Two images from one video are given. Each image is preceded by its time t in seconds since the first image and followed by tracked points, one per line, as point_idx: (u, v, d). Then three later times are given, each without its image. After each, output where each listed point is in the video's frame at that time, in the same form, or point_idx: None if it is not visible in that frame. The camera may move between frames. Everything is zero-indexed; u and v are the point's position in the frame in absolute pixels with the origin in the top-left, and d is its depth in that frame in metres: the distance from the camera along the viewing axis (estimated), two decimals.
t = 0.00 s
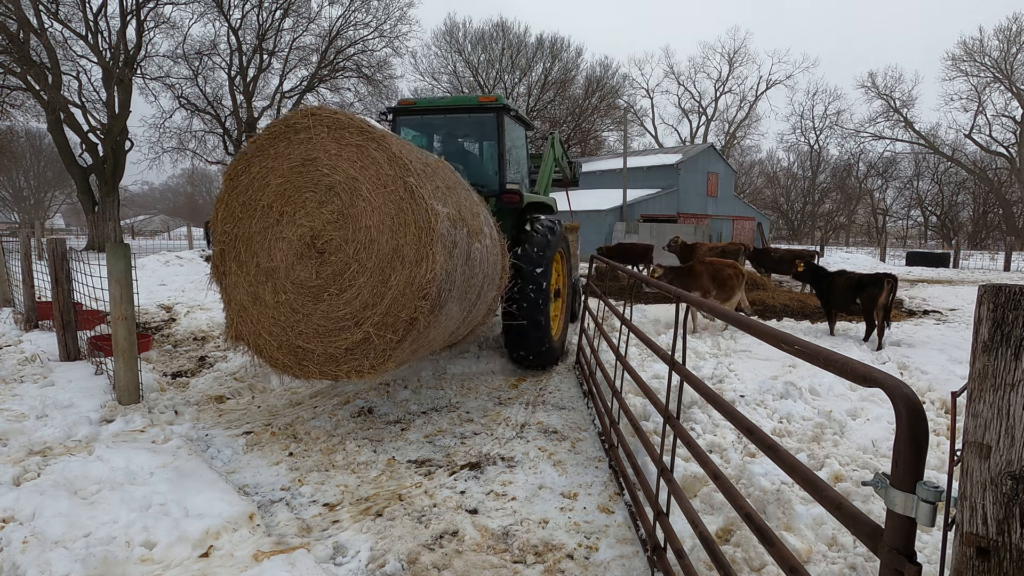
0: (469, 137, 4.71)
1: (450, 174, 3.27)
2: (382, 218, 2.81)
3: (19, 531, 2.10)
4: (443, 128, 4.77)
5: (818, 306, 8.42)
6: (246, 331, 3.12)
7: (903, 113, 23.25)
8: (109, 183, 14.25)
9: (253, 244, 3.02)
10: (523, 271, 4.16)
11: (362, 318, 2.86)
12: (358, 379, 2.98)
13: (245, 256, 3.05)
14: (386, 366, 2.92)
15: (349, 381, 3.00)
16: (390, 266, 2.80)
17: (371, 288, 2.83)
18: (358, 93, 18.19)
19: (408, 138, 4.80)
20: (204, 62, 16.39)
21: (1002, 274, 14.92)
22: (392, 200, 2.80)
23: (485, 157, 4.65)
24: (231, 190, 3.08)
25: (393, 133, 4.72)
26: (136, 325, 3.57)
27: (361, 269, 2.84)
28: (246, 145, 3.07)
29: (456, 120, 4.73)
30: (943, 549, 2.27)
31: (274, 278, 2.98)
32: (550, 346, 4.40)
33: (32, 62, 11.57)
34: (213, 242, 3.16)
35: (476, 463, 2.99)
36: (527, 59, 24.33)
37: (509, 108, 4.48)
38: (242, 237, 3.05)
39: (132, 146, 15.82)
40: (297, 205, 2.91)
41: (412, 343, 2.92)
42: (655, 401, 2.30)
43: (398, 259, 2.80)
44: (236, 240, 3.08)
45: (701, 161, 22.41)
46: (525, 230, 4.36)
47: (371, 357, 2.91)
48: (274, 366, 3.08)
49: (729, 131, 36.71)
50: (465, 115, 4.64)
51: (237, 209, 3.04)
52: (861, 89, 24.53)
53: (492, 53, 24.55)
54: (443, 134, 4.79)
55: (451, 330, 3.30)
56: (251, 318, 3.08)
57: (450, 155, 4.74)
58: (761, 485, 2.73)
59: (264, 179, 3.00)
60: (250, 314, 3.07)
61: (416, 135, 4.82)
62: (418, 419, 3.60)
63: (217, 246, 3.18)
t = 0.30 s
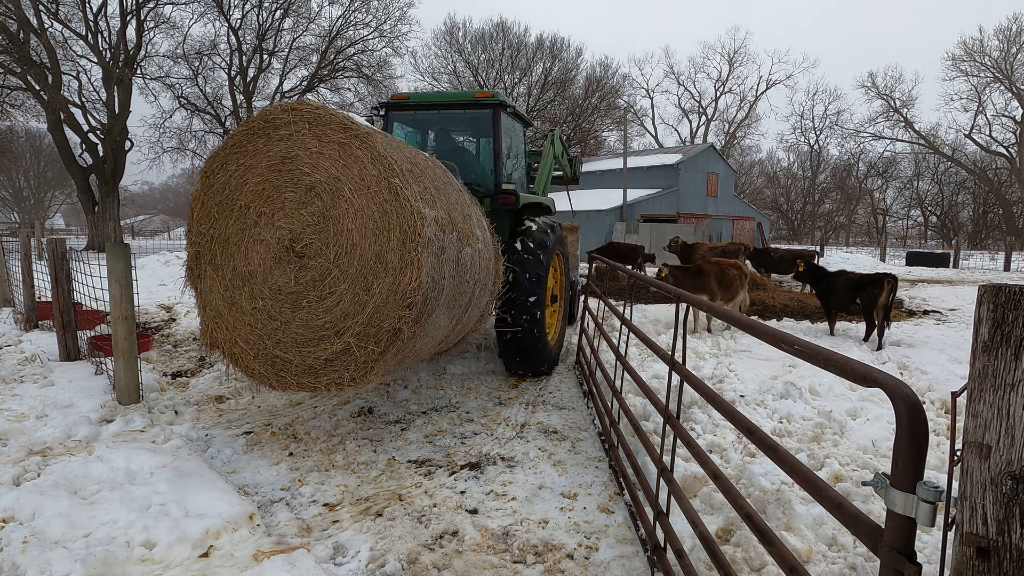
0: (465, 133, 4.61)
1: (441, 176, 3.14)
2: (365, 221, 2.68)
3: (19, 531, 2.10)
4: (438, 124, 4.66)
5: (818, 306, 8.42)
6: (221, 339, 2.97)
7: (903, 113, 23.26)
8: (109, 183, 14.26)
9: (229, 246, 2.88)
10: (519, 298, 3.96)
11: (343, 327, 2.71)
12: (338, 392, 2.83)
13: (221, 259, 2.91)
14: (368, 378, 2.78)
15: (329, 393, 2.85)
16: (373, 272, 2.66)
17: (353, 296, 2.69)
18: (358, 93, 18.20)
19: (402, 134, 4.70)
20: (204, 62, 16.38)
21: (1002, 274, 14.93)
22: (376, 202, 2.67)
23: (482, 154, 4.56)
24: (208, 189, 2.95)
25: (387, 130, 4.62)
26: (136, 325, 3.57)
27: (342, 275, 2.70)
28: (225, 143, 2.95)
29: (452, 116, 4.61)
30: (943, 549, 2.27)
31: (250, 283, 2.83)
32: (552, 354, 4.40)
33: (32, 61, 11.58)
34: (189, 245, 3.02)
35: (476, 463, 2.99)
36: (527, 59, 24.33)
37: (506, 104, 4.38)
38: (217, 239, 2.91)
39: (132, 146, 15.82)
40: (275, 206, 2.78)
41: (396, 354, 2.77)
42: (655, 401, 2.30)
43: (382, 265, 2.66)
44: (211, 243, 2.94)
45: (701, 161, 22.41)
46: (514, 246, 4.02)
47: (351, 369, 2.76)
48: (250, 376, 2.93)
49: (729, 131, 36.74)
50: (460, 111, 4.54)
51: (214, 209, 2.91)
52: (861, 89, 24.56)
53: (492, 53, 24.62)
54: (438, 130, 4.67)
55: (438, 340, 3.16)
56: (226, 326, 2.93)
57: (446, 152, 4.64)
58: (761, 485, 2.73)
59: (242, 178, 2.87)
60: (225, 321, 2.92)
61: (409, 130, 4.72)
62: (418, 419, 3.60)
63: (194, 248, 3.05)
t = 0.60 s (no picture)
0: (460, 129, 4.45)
1: (431, 175, 2.93)
2: (348, 221, 2.44)
3: (19, 531, 2.10)
4: (433, 119, 4.50)
5: (818, 306, 8.42)
6: (193, 345, 2.72)
7: (903, 113, 23.28)
8: (109, 183, 14.25)
9: (204, 245, 2.63)
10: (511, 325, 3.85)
11: (324, 335, 2.48)
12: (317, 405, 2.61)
13: (194, 259, 2.66)
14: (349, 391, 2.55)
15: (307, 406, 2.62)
16: (357, 275, 2.43)
17: (334, 302, 2.46)
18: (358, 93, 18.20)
19: (395, 129, 4.53)
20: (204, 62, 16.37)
21: (1002, 274, 14.93)
22: (360, 201, 2.44)
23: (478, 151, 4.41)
24: (179, 183, 2.69)
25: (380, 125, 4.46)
26: (136, 325, 3.57)
27: (323, 279, 2.46)
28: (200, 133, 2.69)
29: (447, 111, 4.45)
30: (943, 549, 2.27)
31: (225, 286, 2.59)
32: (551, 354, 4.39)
33: (32, 61, 11.59)
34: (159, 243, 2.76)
35: (476, 463, 2.99)
36: (527, 59, 24.34)
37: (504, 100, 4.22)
38: (190, 237, 2.66)
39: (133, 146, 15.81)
40: (252, 203, 2.54)
41: (380, 365, 2.55)
42: (655, 401, 2.30)
43: (366, 269, 2.43)
44: (182, 241, 2.69)
45: (701, 161, 22.41)
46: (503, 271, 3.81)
47: (332, 381, 2.53)
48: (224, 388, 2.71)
49: (729, 131, 36.76)
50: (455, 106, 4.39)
51: (186, 205, 2.66)
52: (861, 89, 24.57)
53: (492, 53, 24.64)
54: (432, 126, 4.51)
55: (426, 348, 2.94)
56: (198, 332, 2.68)
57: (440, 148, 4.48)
58: (761, 485, 2.73)
59: (218, 173, 2.62)
60: (197, 327, 2.67)
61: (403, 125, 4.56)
62: (418, 419, 3.60)
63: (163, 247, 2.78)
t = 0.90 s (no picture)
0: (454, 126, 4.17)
1: (421, 174, 2.69)
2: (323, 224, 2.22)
3: (19, 531, 2.10)
4: (426, 116, 4.23)
5: (818, 306, 8.42)
6: (164, 351, 2.55)
7: (903, 113, 23.30)
8: (109, 184, 14.26)
9: (176, 246, 2.45)
10: (507, 360, 3.69)
11: (295, 345, 2.28)
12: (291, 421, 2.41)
13: (165, 261, 2.48)
14: (323, 406, 2.35)
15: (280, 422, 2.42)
16: (331, 283, 2.21)
17: (308, 311, 2.25)
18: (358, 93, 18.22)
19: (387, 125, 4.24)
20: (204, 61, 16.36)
21: (1002, 274, 14.93)
22: (337, 202, 2.22)
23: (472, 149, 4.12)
24: (154, 178, 2.52)
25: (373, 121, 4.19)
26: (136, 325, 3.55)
27: (296, 286, 2.26)
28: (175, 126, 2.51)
29: (441, 108, 4.19)
30: (943, 549, 2.27)
31: (196, 289, 2.41)
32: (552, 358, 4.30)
33: (32, 62, 11.61)
34: (133, 241, 2.60)
35: (476, 463, 2.99)
36: (527, 59, 24.34)
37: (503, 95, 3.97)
38: (163, 236, 2.49)
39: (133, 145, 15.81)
40: (225, 201, 2.35)
41: (357, 379, 2.34)
42: (655, 401, 2.30)
43: (341, 277, 2.21)
44: (156, 240, 2.52)
45: (701, 161, 22.40)
46: (492, 306, 3.56)
47: (305, 395, 2.33)
48: (194, 399, 2.52)
49: (729, 131, 36.78)
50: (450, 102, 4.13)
51: (159, 202, 2.48)
52: (861, 89, 24.59)
53: (492, 53, 24.66)
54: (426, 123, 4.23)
55: (413, 360, 2.71)
56: (169, 337, 2.51)
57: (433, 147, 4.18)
58: (761, 485, 2.73)
59: (191, 169, 2.44)
60: (168, 331, 2.50)
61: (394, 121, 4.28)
62: (418, 419, 3.60)
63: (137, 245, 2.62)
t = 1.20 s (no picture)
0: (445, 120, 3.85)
1: (408, 172, 2.51)
2: (296, 225, 2.04)
3: (19, 531, 2.10)
4: (416, 110, 3.91)
5: (818, 306, 8.42)
6: (123, 360, 2.34)
7: (903, 113, 23.31)
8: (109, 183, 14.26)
9: (138, 245, 2.25)
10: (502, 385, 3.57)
11: (265, 356, 2.10)
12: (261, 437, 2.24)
13: (126, 262, 2.28)
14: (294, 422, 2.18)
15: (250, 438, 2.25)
16: (304, 289, 2.04)
17: (278, 321, 2.07)
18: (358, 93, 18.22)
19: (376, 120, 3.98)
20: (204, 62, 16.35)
21: (1001, 274, 14.93)
22: (312, 201, 2.03)
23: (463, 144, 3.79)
24: (115, 172, 2.31)
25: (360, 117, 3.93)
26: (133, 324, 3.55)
27: (267, 292, 2.07)
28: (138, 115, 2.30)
29: (431, 100, 3.87)
30: (943, 549, 2.27)
31: (159, 293, 2.21)
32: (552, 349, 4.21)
33: (32, 62, 11.63)
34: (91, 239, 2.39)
35: (476, 463, 2.99)
36: (527, 59, 24.34)
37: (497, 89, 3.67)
38: (123, 235, 2.29)
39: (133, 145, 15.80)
40: (192, 198, 2.16)
41: (331, 393, 2.17)
42: (655, 401, 2.30)
43: (314, 283, 2.03)
44: (115, 238, 2.31)
45: (701, 161, 22.40)
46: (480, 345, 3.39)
47: (275, 411, 2.15)
48: (158, 412, 2.34)
49: (729, 131, 36.80)
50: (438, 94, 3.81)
51: (121, 197, 2.28)
52: (861, 89, 24.60)
53: (492, 53, 24.66)
54: (416, 118, 3.91)
55: (395, 371, 2.55)
56: (129, 345, 2.31)
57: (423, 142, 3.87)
58: (760, 485, 2.73)
59: (156, 163, 2.23)
60: (129, 338, 2.30)
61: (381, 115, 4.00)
62: (418, 419, 3.60)
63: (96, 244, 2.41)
